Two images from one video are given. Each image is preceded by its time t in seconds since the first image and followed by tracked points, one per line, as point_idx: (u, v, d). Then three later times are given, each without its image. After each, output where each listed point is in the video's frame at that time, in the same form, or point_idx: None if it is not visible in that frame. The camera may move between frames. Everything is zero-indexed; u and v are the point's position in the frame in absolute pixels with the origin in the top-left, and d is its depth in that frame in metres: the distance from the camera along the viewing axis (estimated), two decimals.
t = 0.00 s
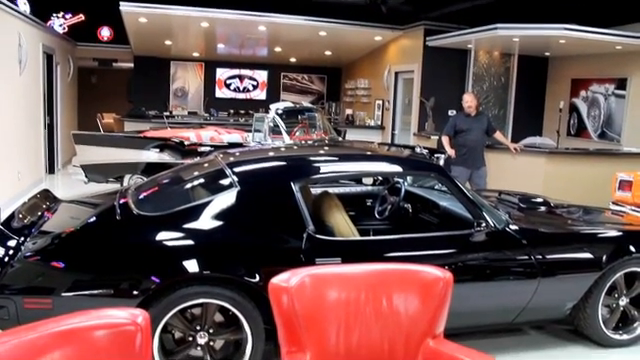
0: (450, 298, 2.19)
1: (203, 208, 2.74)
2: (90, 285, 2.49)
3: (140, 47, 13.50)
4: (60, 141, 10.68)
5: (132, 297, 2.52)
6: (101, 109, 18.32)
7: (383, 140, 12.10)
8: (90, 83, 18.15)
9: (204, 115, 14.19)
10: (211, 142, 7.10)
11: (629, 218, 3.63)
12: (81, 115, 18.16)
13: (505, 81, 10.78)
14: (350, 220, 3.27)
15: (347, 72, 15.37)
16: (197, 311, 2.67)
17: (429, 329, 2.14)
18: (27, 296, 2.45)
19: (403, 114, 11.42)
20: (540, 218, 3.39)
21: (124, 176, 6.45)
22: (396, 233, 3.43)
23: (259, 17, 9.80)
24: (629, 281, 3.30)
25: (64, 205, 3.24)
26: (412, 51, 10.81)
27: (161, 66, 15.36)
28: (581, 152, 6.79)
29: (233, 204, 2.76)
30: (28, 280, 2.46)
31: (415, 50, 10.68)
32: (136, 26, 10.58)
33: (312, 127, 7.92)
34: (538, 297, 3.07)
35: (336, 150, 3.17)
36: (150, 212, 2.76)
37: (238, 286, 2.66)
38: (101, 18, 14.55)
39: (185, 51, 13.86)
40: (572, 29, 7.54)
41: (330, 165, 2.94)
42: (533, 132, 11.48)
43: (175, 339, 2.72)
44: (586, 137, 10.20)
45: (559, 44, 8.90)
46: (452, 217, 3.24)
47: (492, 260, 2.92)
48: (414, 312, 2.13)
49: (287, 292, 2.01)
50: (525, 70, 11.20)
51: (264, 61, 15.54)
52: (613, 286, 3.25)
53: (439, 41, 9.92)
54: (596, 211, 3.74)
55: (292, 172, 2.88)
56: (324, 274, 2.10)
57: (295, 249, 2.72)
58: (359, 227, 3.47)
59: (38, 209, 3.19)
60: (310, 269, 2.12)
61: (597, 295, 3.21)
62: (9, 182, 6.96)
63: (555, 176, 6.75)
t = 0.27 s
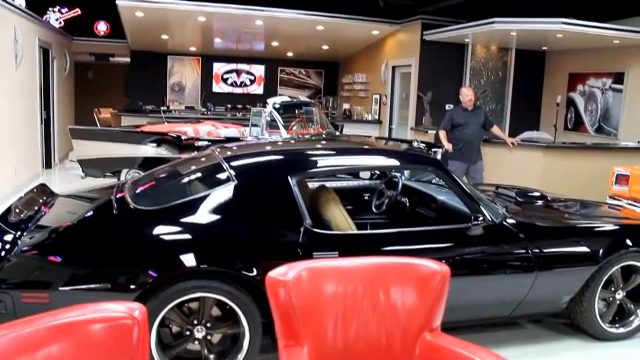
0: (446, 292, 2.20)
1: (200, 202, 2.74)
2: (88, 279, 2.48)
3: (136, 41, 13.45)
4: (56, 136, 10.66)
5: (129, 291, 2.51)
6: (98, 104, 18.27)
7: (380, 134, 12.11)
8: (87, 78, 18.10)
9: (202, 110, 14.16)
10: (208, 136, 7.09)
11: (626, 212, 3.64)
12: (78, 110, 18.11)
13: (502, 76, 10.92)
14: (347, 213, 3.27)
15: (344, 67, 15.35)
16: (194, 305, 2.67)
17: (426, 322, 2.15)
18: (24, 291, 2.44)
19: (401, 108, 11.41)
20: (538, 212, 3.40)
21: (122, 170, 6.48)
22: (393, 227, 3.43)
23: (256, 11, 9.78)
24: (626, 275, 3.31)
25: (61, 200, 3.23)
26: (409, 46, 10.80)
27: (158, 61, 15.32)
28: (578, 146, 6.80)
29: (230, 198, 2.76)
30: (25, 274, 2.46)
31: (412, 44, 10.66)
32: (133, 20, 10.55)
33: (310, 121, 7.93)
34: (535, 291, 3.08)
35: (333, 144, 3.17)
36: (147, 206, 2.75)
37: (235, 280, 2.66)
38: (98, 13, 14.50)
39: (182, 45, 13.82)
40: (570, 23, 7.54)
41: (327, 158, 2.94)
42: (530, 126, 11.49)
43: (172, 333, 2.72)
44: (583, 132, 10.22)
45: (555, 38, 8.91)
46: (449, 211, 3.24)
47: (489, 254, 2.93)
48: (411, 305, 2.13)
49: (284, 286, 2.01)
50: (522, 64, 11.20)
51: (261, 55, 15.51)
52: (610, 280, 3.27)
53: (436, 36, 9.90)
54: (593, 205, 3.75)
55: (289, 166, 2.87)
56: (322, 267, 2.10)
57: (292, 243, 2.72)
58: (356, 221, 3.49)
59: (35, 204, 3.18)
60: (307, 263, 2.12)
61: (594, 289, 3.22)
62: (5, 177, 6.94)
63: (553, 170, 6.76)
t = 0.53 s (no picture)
0: (446, 286, 2.20)
1: (199, 198, 2.74)
2: (87, 276, 2.48)
3: (135, 37, 13.43)
4: (55, 133, 10.65)
5: (129, 287, 2.51)
6: (97, 100, 18.26)
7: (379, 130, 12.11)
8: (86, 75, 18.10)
9: (201, 106, 14.16)
10: (207, 132, 7.09)
11: (625, 206, 3.64)
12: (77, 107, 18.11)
13: (501, 70, 10.76)
14: (346, 209, 3.27)
15: (343, 62, 15.33)
16: (194, 300, 2.67)
17: (426, 317, 2.16)
18: (24, 287, 2.44)
19: (400, 104, 11.40)
20: (537, 207, 3.40)
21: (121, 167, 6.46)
22: (392, 222, 3.43)
23: (255, 7, 9.76)
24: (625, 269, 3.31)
25: (60, 196, 3.23)
26: (408, 41, 10.79)
27: (157, 57, 15.31)
28: (577, 141, 6.79)
29: (229, 194, 2.76)
30: (25, 270, 2.45)
31: (411, 39, 10.64)
32: (131, 16, 10.54)
33: (309, 116, 7.92)
34: (534, 286, 3.08)
35: (332, 139, 3.17)
36: (146, 202, 2.75)
37: (235, 276, 2.66)
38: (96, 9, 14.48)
39: (180, 41, 13.80)
40: (569, 18, 7.53)
41: (327, 154, 2.94)
42: (530, 120, 11.49)
43: (172, 329, 2.73)
44: (582, 126, 10.22)
45: (554, 33, 8.90)
46: (449, 206, 3.24)
47: (488, 248, 2.93)
48: (411, 300, 2.14)
49: (283, 281, 2.01)
50: (521, 58, 11.19)
51: (260, 51, 15.50)
52: (609, 274, 3.27)
53: (435, 31, 9.89)
54: (592, 200, 3.75)
55: (288, 161, 2.87)
56: (321, 262, 2.11)
57: (292, 238, 2.72)
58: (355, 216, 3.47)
59: (34, 200, 3.18)
60: (306, 258, 2.12)
61: (593, 284, 3.22)
62: (5, 174, 6.94)
63: (552, 165, 6.76)
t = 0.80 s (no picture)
0: (445, 281, 2.21)
1: (198, 193, 2.74)
2: (86, 271, 2.49)
3: (134, 33, 13.40)
4: (54, 128, 10.64)
5: (128, 282, 2.51)
6: (96, 96, 18.25)
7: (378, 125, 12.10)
8: (85, 71, 18.07)
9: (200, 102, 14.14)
10: (207, 128, 7.09)
11: (624, 202, 3.65)
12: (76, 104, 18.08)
13: (500, 66, 10.68)
14: (345, 204, 3.27)
15: (343, 58, 15.32)
16: (193, 296, 2.67)
17: (424, 311, 2.17)
18: (23, 282, 2.45)
19: (399, 99, 11.39)
20: (536, 202, 3.40)
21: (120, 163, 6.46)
22: (391, 217, 3.43)
23: (254, 2, 9.74)
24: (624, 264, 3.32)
25: (59, 192, 3.23)
26: (407, 36, 10.77)
27: (156, 53, 15.28)
28: (576, 136, 6.79)
29: (228, 189, 2.76)
30: (24, 266, 2.45)
31: (410, 35, 10.62)
32: (130, 12, 10.51)
33: (308, 112, 7.90)
34: (533, 281, 3.08)
35: (331, 134, 3.17)
36: (146, 197, 2.75)
37: (234, 271, 2.66)
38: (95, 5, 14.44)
39: (179, 37, 13.78)
40: (568, 13, 7.53)
41: (326, 149, 2.94)
42: (529, 116, 11.49)
43: (171, 324, 2.73)
44: (582, 122, 10.22)
45: (554, 28, 8.89)
46: (448, 201, 3.25)
47: (488, 243, 2.93)
48: (410, 295, 2.15)
49: (283, 276, 2.00)
50: (521, 54, 11.18)
51: (259, 47, 15.48)
52: (608, 270, 3.27)
53: (434, 27, 9.87)
54: (591, 195, 3.75)
55: (287, 156, 2.87)
56: (320, 257, 2.10)
57: (291, 233, 2.73)
58: (354, 211, 3.47)
59: (33, 196, 3.18)
60: (305, 253, 2.12)
61: (593, 279, 3.22)
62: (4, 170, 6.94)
63: (551, 161, 6.76)
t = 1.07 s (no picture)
0: (443, 275, 2.21)
1: (196, 188, 2.74)
2: (84, 267, 2.48)
3: (130, 29, 13.36)
4: (51, 125, 10.61)
5: (126, 278, 2.51)
6: (93, 93, 18.19)
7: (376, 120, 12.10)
8: (82, 67, 18.01)
9: (197, 98, 14.11)
10: (204, 124, 7.08)
11: (621, 195, 3.65)
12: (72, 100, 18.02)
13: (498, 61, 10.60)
14: (343, 199, 3.27)
15: (340, 53, 15.30)
16: (191, 291, 2.67)
17: (422, 305, 2.17)
18: (21, 279, 2.44)
19: (396, 94, 11.38)
20: (534, 196, 3.40)
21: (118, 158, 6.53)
22: (389, 211, 3.43)
23: None
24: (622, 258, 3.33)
25: (56, 188, 3.22)
26: (404, 31, 10.75)
27: (152, 49, 15.24)
28: (574, 131, 6.80)
29: (226, 184, 2.75)
30: (22, 262, 2.45)
31: (407, 30, 10.59)
32: (126, 8, 10.48)
33: (306, 107, 7.94)
34: (531, 275, 3.09)
35: (329, 129, 3.16)
36: (143, 193, 2.75)
37: (232, 266, 2.66)
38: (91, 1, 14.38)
39: (176, 33, 13.74)
40: (566, 8, 7.53)
41: (324, 144, 2.94)
42: (526, 110, 11.50)
43: (170, 320, 2.74)
44: (579, 116, 10.24)
45: (552, 23, 8.88)
46: (446, 195, 3.25)
47: (486, 238, 2.93)
48: (408, 289, 2.15)
49: (281, 271, 2.00)
50: (518, 48, 11.16)
51: (256, 42, 15.45)
52: (606, 263, 3.28)
53: (431, 21, 9.85)
54: (589, 189, 3.76)
55: (284, 151, 2.87)
56: (317, 251, 2.10)
57: (289, 228, 2.73)
58: (352, 206, 3.46)
59: (30, 192, 3.17)
60: (303, 247, 2.12)
61: (590, 273, 3.23)
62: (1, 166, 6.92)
63: (549, 155, 6.77)
